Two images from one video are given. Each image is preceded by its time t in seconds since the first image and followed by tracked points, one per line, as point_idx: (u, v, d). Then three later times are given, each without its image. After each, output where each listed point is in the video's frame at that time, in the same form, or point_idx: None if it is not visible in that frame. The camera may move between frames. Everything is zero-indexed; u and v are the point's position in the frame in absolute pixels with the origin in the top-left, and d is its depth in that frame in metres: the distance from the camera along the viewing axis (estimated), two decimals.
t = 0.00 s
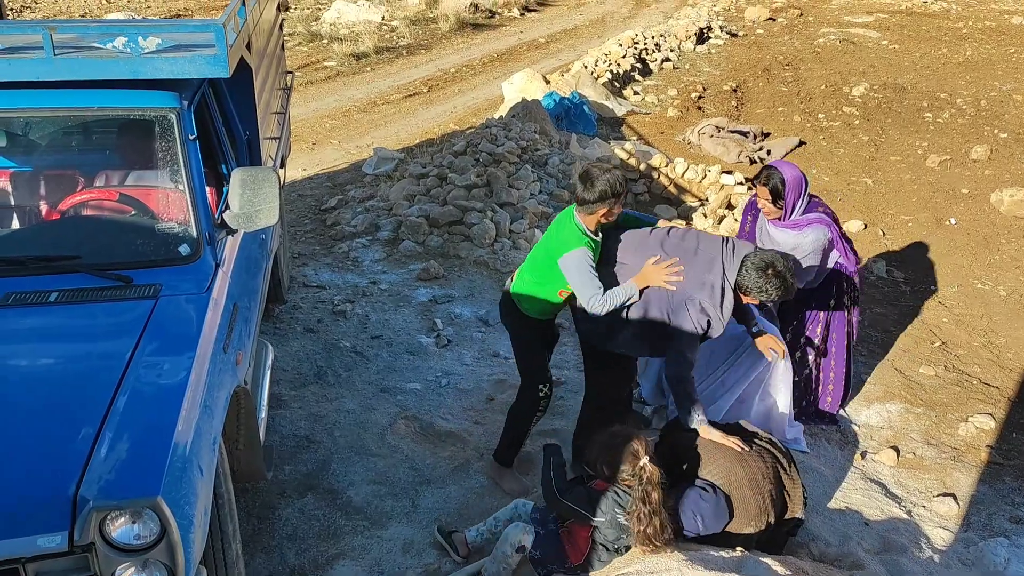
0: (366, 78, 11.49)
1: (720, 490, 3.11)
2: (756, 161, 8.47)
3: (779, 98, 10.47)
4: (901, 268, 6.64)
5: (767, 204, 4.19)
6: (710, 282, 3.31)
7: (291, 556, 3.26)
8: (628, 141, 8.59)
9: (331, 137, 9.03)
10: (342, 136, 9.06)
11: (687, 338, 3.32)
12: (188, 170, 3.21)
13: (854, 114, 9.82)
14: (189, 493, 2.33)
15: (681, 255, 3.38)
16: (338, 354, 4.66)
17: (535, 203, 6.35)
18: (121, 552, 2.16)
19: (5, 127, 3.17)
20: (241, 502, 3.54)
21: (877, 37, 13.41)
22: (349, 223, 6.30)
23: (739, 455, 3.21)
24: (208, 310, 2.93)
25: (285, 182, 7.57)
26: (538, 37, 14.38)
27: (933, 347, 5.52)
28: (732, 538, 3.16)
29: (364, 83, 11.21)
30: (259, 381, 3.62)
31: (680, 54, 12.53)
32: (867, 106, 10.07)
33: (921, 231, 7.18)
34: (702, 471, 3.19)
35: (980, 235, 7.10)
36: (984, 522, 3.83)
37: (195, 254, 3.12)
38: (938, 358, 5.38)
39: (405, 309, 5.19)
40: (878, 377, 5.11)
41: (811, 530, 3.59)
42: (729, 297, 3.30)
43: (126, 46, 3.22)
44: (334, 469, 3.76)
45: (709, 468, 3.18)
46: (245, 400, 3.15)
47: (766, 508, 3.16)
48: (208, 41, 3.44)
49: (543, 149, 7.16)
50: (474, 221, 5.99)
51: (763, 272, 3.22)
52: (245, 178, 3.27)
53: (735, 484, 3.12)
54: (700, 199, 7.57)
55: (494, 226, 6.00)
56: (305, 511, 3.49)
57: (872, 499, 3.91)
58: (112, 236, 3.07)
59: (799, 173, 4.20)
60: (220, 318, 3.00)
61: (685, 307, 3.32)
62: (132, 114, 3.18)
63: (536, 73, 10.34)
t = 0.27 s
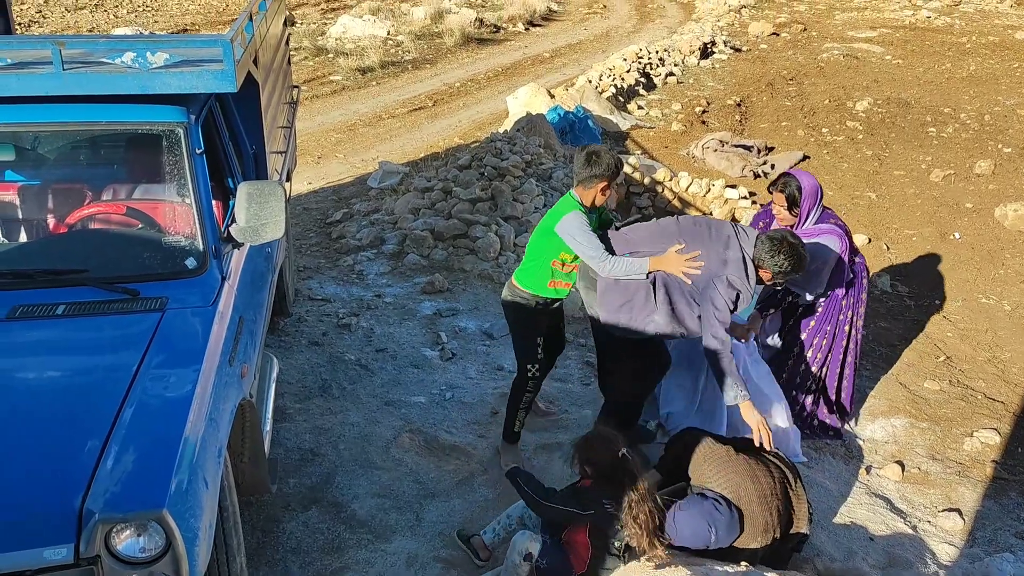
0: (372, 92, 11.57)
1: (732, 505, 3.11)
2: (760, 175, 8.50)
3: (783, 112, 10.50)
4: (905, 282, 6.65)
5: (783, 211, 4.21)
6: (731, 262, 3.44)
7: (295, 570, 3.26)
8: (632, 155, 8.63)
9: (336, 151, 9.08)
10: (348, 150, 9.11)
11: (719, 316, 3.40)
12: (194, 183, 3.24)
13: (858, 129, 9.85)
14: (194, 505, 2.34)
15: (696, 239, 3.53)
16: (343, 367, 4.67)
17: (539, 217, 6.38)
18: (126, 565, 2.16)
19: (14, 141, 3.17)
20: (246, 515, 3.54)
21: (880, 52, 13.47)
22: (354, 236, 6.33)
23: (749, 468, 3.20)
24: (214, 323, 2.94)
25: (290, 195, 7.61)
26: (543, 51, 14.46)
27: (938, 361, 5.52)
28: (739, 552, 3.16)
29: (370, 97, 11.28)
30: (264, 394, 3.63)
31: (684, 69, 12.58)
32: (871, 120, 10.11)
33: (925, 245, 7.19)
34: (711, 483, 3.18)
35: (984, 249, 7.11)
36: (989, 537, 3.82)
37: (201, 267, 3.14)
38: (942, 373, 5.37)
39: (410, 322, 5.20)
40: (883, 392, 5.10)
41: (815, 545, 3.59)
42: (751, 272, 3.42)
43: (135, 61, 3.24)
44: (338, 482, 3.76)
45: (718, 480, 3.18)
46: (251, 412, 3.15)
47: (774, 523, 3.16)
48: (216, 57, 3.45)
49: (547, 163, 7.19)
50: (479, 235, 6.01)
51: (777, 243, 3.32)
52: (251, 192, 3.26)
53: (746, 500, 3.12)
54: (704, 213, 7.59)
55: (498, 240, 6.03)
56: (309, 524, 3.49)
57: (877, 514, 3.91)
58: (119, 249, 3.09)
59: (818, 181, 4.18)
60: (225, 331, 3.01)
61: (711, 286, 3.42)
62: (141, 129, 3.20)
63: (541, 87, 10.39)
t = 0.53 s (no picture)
0: (377, 105, 11.63)
1: (743, 517, 3.11)
2: (764, 188, 8.52)
3: (787, 125, 10.53)
4: (910, 295, 6.64)
5: (802, 201, 4.14)
6: (747, 278, 3.46)
7: None
8: (636, 168, 8.66)
9: (341, 164, 9.13)
10: (353, 162, 9.16)
11: (737, 333, 3.38)
12: (202, 197, 3.22)
13: (862, 142, 9.87)
14: (200, 518, 2.35)
15: (706, 255, 3.52)
16: (347, 379, 4.68)
17: (543, 230, 6.40)
18: None
19: (23, 154, 3.16)
20: (251, 527, 3.55)
21: (884, 66, 13.51)
22: (359, 248, 6.36)
23: (759, 481, 3.20)
24: (219, 336, 2.95)
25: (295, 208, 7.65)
26: (547, 65, 14.54)
27: (943, 375, 5.51)
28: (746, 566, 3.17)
29: (375, 110, 11.34)
30: (270, 406, 3.63)
31: (687, 82, 12.63)
32: (875, 133, 10.13)
33: (929, 258, 7.19)
34: (723, 495, 3.20)
35: (989, 263, 7.11)
36: (995, 552, 3.81)
37: (208, 279, 3.15)
38: (948, 386, 5.36)
39: (414, 334, 5.21)
40: (888, 405, 5.10)
41: (820, 559, 3.57)
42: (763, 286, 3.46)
43: (143, 75, 3.25)
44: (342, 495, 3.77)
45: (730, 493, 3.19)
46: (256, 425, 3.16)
47: (782, 537, 3.15)
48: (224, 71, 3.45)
49: (552, 176, 7.22)
50: (483, 247, 6.03)
51: (783, 259, 3.44)
52: (258, 206, 3.26)
53: (756, 513, 3.12)
54: (708, 226, 7.61)
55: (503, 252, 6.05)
56: (314, 537, 3.49)
57: (882, 528, 3.90)
58: (126, 262, 3.11)
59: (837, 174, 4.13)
60: (231, 344, 3.02)
61: (730, 304, 3.43)
62: (148, 142, 3.18)
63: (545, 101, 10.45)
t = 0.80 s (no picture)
0: (380, 116, 11.67)
1: (744, 522, 3.11)
2: (767, 199, 8.53)
3: (789, 136, 10.56)
4: (913, 305, 6.64)
5: (797, 200, 4.23)
6: (747, 278, 3.48)
7: None
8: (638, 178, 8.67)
9: (344, 174, 9.16)
10: (356, 173, 9.18)
11: (744, 333, 3.43)
12: (206, 208, 3.23)
13: (864, 152, 9.89)
14: (203, 528, 2.35)
15: (704, 261, 3.53)
16: (350, 390, 4.69)
17: (546, 241, 6.42)
18: None
19: (28, 166, 3.18)
20: (254, 538, 3.55)
21: (886, 76, 13.54)
22: (362, 259, 6.38)
23: (764, 490, 3.19)
24: (223, 346, 2.95)
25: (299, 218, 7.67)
26: (550, 75, 14.59)
27: (946, 385, 5.50)
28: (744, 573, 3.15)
29: (378, 121, 11.38)
30: (273, 416, 3.64)
31: (690, 92, 12.66)
32: (877, 144, 10.15)
33: (932, 269, 7.20)
34: (727, 499, 3.21)
35: (992, 273, 7.11)
36: (1000, 563, 3.80)
37: (212, 290, 3.16)
38: (951, 397, 5.35)
39: (417, 345, 5.22)
40: (891, 416, 5.09)
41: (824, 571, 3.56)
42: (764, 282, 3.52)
43: (148, 87, 3.24)
44: (345, 505, 3.77)
45: (732, 498, 3.20)
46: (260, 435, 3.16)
47: (782, 548, 3.14)
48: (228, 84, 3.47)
49: (554, 187, 7.24)
50: (486, 258, 6.05)
51: (779, 258, 3.53)
52: (262, 216, 3.25)
53: (757, 519, 3.12)
54: (710, 236, 7.62)
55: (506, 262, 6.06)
56: (316, 547, 3.49)
57: (886, 539, 3.89)
58: (130, 273, 3.12)
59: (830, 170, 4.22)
60: (234, 354, 3.02)
61: (734, 306, 3.45)
62: (154, 154, 3.21)
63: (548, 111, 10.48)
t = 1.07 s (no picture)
0: (382, 124, 11.71)
1: (743, 521, 3.10)
2: (768, 207, 8.54)
3: (791, 144, 10.57)
4: (915, 312, 6.64)
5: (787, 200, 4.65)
6: (732, 264, 3.51)
7: None
8: (640, 186, 8.69)
9: (347, 183, 9.18)
10: (358, 181, 9.21)
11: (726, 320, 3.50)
12: (209, 217, 3.24)
13: (866, 160, 9.90)
14: (206, 537, 2.35)
15: (685, 252, 3.57)
16: (353, 398, 4.70)
17: (548, 248, 6.43)
18: None
19: (33, 175, 3.18)
20: (256, 546, 3.55)
21: (887, 84, 13.56)
22: (364, 267, 6.39)
23: (766, 492, 3.20)
24: (226, 355, 2.96)
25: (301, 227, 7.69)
26: (551, 84, 14.63)
27: (949, 393, 5.49)
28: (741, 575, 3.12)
29: (380, 129, 11.42)
30: (275, 425, 3.64)
31: (692, 100, 12.69)
32: (879, 151, 10.16)
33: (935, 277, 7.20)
34: (728, 498, 3.20)
35: (994, 280, 7.10)
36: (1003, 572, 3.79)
37: (215, 298, 3.16)
38: (954, 405, 5.34)
39: (419, 353, 5.23)
40: (894, 424, 5.08)
41: None
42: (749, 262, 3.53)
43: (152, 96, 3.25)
44: (348, 514, 3.77)
45: (733, 496, 3.20)
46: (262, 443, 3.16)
47: (781, 552, 3.13)
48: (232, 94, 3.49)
49: (556, 195, 7.26)
50: (488, 266, 6.06)
51: (770, 233, 3.51)
52: (265, 225, 3.26)
53: (757, 519, 3.11)
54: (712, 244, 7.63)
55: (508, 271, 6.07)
56: (319, 556, 3.48)
57: (889, 547, 3.88)
58: (133, 281, 3.13)
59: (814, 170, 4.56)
60: (237, 362, 3.03)
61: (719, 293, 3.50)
62: (157, 163, 3.21)
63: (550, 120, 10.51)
